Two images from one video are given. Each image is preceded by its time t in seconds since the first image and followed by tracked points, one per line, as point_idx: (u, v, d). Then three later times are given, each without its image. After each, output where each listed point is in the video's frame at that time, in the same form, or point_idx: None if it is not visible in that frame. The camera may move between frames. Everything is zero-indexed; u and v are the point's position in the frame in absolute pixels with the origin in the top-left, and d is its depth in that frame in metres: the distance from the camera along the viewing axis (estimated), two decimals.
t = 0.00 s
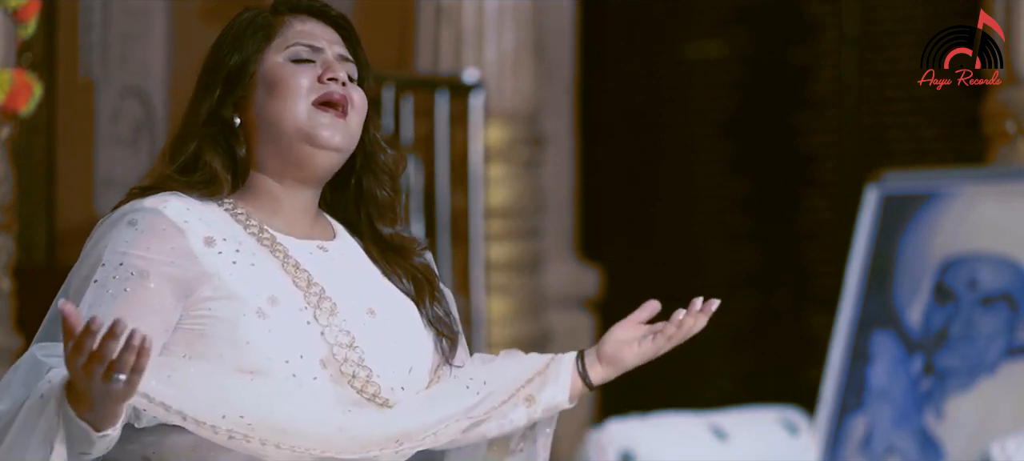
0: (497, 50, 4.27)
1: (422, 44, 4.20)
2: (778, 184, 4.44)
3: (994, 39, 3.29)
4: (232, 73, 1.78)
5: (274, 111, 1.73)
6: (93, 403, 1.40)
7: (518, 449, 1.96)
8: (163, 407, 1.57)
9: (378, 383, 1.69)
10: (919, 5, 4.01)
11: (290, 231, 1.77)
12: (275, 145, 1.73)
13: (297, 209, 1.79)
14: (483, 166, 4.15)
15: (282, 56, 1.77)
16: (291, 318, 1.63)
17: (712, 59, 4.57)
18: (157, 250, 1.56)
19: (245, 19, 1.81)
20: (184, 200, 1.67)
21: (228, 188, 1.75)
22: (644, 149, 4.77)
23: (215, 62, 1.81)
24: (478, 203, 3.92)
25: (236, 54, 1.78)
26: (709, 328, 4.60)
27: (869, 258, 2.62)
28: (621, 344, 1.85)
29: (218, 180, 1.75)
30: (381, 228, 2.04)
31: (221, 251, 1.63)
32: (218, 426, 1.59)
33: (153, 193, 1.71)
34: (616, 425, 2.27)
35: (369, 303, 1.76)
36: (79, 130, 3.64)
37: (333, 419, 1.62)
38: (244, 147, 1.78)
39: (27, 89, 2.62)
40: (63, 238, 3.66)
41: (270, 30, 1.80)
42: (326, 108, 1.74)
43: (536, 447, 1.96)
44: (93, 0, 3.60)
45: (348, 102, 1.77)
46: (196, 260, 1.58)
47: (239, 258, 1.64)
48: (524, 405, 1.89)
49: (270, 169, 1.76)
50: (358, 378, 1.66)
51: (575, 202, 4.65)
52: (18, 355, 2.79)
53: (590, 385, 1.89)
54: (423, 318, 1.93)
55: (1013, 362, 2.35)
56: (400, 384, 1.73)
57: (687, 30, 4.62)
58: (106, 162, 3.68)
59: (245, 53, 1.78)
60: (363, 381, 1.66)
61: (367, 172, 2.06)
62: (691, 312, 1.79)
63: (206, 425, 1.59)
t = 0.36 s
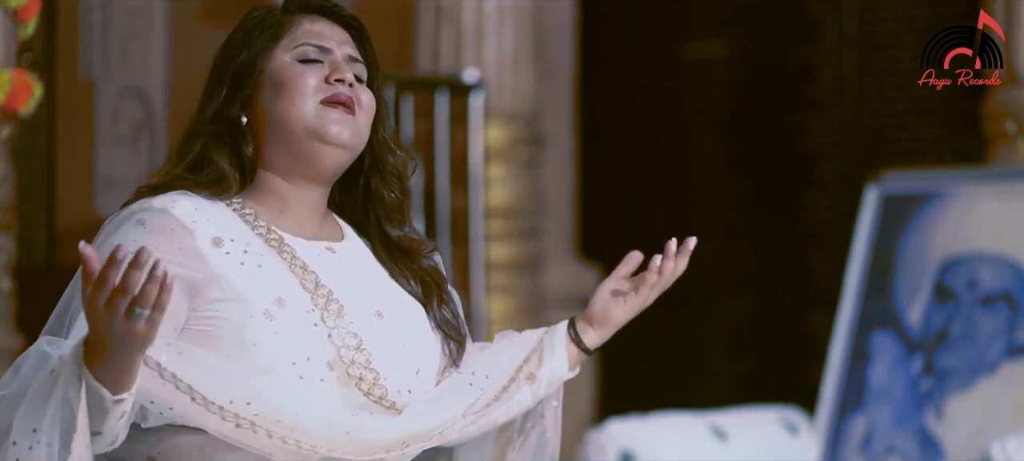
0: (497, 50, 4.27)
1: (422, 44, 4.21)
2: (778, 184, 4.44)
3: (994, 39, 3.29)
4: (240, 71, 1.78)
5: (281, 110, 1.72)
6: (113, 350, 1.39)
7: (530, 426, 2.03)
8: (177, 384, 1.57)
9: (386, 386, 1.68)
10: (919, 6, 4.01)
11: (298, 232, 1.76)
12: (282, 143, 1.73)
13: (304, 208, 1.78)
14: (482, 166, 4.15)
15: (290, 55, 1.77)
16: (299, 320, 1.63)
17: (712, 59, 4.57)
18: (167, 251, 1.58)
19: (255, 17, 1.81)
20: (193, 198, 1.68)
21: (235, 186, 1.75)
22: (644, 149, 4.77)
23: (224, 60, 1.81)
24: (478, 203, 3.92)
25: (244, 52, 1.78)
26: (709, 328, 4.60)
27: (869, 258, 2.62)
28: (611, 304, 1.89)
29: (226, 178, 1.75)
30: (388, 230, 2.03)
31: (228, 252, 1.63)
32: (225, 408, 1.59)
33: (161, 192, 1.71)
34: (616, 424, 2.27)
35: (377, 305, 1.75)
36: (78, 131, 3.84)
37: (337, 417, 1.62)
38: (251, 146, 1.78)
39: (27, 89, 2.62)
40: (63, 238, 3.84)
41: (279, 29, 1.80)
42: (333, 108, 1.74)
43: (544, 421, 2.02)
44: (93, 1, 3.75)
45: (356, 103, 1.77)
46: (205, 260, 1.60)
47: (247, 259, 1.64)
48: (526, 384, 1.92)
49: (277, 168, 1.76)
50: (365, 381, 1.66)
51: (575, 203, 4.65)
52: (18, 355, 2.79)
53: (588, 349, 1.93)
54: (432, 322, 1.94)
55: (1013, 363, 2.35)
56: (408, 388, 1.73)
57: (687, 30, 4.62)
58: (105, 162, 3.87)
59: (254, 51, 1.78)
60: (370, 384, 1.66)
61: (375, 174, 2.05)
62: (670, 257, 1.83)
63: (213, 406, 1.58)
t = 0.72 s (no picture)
0: (498, 51, 4.32)
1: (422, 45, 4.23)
2: (778, 184, 4.43)
3: (994, 39, 3.28)
4: (249, 69, 1.77)
5: (290, 109, 1.72)
6: (131, 297, 1.39)
7: (535, 408, 2.03)
8: (188, 370, 1.57)
9: (390, 388, 1.69)
10: (919, 6, 4.01)
11: (305, 233, 1.77)
12: (290, 142, 1.73)
13: (311, 208, 1.78)
14: (483, 166, 4.16)
15: (300, 55, 1.76)
16: (304, 321, 1.63)
17: (712, 59, 4.57)
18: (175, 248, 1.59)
19: (265, 17, 1.81)
20: (199, 197, 1.68)
21: (243, 186, 1.76)
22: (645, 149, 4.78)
23: (233, 59, 1.81)
24: (478, 203, 3.92)
25: (254, 51, 1.78)
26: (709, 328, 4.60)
27: (869, 258, 2.62)
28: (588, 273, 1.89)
29: (234, 177, 1.75)
30: (396, 232, 2.04)
31: (235, 251, 1.63)
32: (231, 399, 1.58)
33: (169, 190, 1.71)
34: (616, 425, 2.27)
35: (383, 307, 1.75)
36: (78, 131, 3.93)
37: (339, 421, 1.63)
38: (259, 145, 1.78)
39: (27, 89, 2.62)
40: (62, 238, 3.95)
41: (289, 28, 1.80)
42: (341, 108, 1.73)
43: (548, 401, 2.03)
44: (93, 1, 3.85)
45: (364, 103, 1.76)
46: (211, 257, 1.59)
47: (254, 259, 1.64)
48: (525, 369, 1.90)
49: (284, 168, 1.76)
50: (369, 384, 1.66)
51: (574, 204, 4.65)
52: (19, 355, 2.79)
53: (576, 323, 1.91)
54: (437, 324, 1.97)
55: (1013, 363, 2.34)
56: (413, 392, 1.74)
57: (687, 30, 4.63)
58: (105, 162, 3.99)
59: (263, 50, 1.77)
60: (374, 387, 1.66)
61: (383, 175, 2.04)
62: (631, 214, 1.81)
63: (217, 394, 1.58)
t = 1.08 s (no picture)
0: (498, 50, 4.28)
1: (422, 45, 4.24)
2: (778, 184, 4.44)
3: (994, 39, 3.28)
4: (261, 71, 1.76)
5: (301, 110, 1.71)
6: (159, 265, 1.39)
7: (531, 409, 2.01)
8: (200, 370, 1.56)
9: (395, 393, 1.67)
10: (919, 6, 4.01)
11: (311, 236, 1.76)
12: (300, 144, 1.72)
13: (318, 209, 1.78)
14: (483, 166, 4.16)
15: (313, 55, 1.76)
16: (310, 325, 1.62)
17: (712, 59, 4.57)
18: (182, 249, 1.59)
19: (275, 17, 1.80)
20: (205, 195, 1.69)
21: (254, 186, 1.77)
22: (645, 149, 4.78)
23: (244, 57, 1.79)
24: (478, 202, 3.92)
25: (266, 52, 1.77)
26: (709, 328, 4.60)
27: (869, 257, 2.62)
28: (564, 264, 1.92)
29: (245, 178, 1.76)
30: (401, 233, 2.03)
31: (242, 252, 1.63)
32: (240, 408, 1.58)
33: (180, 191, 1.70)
34: (616, 425, 2.27)
35: (388, 310, 1.74)
36: (78, 131, 3.93)
37: (342, 427, 1.62)
38: (270, 144, 1.78)
39: (27, 89, 2.62)
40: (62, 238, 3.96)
41: (301, 29, 1.79)
42: (353, 111, 1.73)
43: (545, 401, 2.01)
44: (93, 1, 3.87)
45: (376, 105, 1.76)
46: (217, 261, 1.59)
47: (260, 261, 1.63)
48: (524, 367, 1.92)
49: (293, 169, 1.75)
50: (374, 388, 1.64)
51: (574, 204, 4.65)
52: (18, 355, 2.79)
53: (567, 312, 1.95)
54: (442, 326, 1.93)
55: (1014, 363, 2.35)
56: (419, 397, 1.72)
57: (687, 30, 4.63)
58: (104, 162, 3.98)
59: (276, 51, 1.76)
60: (379, 391, 1.65)
61: (389, 177, 2.03)
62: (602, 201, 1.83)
63: (224, 401, 1.57)
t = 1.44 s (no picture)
0: (498, 50, 4.28)
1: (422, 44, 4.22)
2: (778, 184, 4.44)
3: (994, 39, 3.28)
4: (261, 70, 1.77)
5: (299, 110, 1.71)
6: (193, 264, 1.39)
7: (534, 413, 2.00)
8: (218, 389, 1.55)
9: (397, 396, 1.67)
10: (919, 6, 4.01)
11: (313, 237, 1.75)
12: (298, 145, 1.72)
13: (318, 210, 1.76)
14: (483, 166, 4.16)
15: (311, 56, 1.76)
16: (312, 328, 1.61)
17: (712, 59, 4.57)
18: (178, 249, 1.56)
19: (277, 17, 1.81)
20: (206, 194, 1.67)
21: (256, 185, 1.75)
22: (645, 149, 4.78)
23: (247, 56, 1.80)
24: (478, 202, 3.92)
25: (266, 52, 1.77)
26: (710, 328, 4.60)
27: (868, 258, 2.62)
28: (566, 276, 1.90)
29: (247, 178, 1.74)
30: (406, 236, 2.01)
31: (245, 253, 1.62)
32: (235, 419, 1.56)
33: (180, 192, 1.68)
34: (617, 424, 2.27)
35: (391, 314, 1.74)
36: (78, 131, 3.94)
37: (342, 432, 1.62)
38: (270, 145, 1.77)
39: (27, 89, 2.62)
40: (62, 238, 3.98)
41: (301, 30, 1.80)
42: (351, 113, 1.72)
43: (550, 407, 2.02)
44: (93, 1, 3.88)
45: (375, 107, 1.75)
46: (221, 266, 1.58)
47: (263, 263, 1.62)
48: (527, 374, 1.92)
49: (293, 170, 1.74)
50: (376, 391, 1.64)
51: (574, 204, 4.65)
52: (18, 356, 2.79)
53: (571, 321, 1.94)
54: (444, 328, 1.91)
55: (1014, 362, 2.35)
56: (420, 401, 1.72)
57: (687, 30, 4.63)
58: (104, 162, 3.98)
59: (275, 50, 1.77)
60: (381, 395, 1.65)
61: (392, 180, 2.03)
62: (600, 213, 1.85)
63: (235, 426, 1.56)
